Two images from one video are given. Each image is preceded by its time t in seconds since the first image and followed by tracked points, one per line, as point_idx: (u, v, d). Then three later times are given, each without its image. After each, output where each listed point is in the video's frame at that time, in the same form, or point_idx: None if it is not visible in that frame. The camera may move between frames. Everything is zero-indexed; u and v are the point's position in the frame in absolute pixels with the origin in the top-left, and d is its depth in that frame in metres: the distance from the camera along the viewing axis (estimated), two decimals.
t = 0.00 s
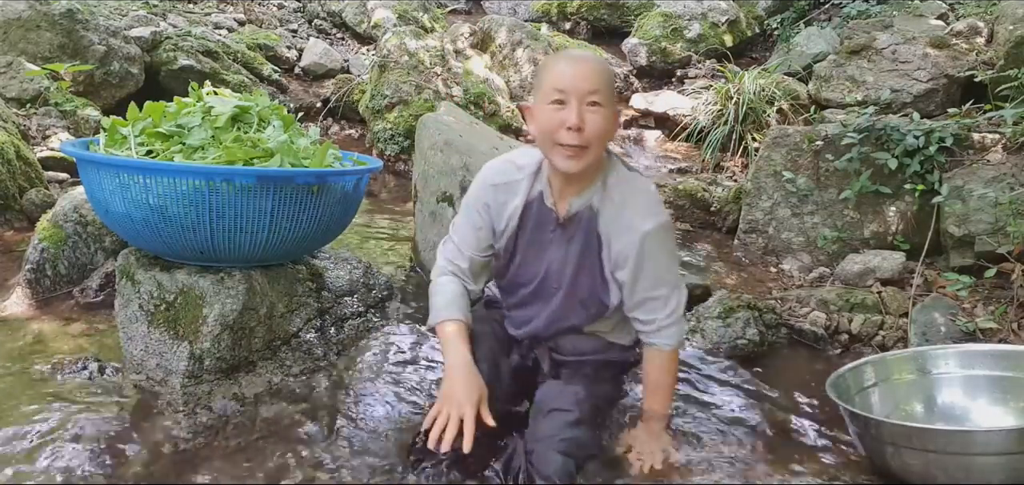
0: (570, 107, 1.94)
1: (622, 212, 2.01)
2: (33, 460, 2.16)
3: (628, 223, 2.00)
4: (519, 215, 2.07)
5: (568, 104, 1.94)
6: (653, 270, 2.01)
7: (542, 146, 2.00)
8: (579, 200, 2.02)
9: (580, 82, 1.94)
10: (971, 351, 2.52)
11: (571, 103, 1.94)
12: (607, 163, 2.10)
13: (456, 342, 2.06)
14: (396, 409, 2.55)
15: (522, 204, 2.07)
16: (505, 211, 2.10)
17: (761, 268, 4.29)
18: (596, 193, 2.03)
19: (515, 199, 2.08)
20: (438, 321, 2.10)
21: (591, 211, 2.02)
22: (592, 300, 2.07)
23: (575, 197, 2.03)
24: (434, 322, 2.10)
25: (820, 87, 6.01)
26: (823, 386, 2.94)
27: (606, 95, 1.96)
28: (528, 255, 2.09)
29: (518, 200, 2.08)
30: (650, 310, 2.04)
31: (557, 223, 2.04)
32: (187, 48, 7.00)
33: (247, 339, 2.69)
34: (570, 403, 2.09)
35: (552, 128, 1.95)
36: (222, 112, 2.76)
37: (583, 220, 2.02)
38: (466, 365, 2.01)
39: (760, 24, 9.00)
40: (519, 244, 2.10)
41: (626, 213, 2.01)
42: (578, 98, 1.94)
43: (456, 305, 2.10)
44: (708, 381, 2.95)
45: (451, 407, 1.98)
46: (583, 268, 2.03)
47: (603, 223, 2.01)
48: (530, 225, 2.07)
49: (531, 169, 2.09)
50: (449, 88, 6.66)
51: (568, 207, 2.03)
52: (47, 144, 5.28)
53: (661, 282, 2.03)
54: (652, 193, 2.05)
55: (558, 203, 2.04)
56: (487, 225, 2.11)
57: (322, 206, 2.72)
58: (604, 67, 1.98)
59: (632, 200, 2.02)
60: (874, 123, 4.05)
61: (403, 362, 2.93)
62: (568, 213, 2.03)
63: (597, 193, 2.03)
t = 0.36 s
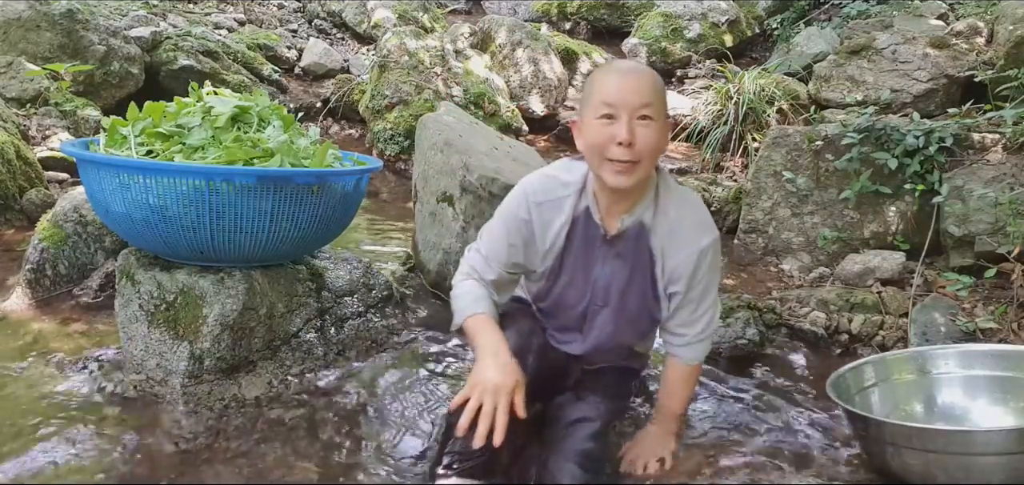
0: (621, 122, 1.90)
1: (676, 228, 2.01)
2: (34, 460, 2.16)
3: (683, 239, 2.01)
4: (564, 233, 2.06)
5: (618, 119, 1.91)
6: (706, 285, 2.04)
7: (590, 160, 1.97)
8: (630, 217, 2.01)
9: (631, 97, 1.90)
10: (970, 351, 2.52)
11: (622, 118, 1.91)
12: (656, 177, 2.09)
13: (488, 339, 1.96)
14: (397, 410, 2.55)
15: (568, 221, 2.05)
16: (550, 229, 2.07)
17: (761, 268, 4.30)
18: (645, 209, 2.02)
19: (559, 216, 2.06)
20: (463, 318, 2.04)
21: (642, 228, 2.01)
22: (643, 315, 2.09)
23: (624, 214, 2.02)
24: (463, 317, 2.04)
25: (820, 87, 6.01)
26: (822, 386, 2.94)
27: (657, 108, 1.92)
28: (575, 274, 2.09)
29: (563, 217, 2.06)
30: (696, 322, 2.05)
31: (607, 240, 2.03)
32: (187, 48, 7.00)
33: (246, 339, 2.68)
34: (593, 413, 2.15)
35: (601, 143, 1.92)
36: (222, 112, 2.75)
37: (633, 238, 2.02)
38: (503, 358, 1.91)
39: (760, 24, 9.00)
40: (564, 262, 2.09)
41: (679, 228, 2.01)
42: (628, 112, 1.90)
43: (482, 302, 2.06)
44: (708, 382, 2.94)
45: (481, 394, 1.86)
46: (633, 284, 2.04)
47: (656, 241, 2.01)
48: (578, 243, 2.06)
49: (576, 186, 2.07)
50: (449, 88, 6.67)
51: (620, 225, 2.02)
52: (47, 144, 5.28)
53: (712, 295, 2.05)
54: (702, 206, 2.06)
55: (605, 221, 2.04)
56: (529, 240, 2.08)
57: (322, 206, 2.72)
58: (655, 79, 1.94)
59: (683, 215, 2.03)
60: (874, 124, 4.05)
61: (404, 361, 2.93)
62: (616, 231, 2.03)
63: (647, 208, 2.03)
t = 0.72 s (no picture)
0: (586, 130, 1.85)
1: (649, 223, 1.97)
2: (33, 461, 2.16)
3: (657, 234, 1.97)
4: (536, 246, 1.99)
5: (582, 127, 1.86)
6: (683, 275, 2.00)
7: (557, 170, 1.91)
8: (601, 222, 1.96)
9: (596, 103, 1.86)
10: (970, 351, 2.52)
11: (587, 126, 1.86)
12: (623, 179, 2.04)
13: (475, 374, 1.95)
14: (397, 409, 2.55)
15: (538, 234, 1.99)
16: (520, 242, 2.00)
17: (761, 268, 4.30)
18: (616, 212, 1.98)
19: (529, 229, 1.99)
20: (455, 357, 1.99)
21: (614, 232, 1.97)
22: (625, 314, 2.03)
23: (595, 220, 1.97)
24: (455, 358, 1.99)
25: (820, 87, 6.01)
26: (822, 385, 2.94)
27: (622, 114, 1.88)
28: (548, 287, 2.02)
29: (533, 230, 1.99)
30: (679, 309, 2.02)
31: (580, 248, 1.97)
32: (187, 48, 6.99)
33: (247, 339, 2.68)
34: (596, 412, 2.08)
35: (567, 152, 1.86)
36: (222, 112, 2.75)
37: (607, 242, 1.97)
38: (492, 393, 1.92)
39: (760, 24, 9.00)
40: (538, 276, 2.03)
41: (652, 224, 1.97)
42: (591, 119, 1.86)
43: (468, 335, 2.00)
44: (707, 381, 2.95)
45: (474, 435, 1.88)
46: (611, 290, 1.99)
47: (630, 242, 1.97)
48: (550, 254, 1.99)
49: (542, 197, 1.99)
50: (449, 88, 6.69)
51: (593, 231, 1.97)
52: (47, 144, 5.28)
53: (690, 284, 2.01)
54: (672, 201, 2.03)
55: (577, 229, 1.98)
56: (501, 256, 2.01)
57: (321, 206, 2.72)
58: (618, 83, 1.89)
59: (655, 212, 1.98)
60: (874, 123, 4.04)
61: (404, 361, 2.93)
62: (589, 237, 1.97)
63: (617, 211, 1.98)
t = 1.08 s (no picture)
0: (507, 154, 1.89)
1: (575, 236, 2.05)
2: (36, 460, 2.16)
3: (583, 245, 2.05)
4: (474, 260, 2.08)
5: (504, 150, 1.89)
6: (611, 287, 2.06)
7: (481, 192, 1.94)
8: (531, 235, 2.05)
9: (518, 125, 1.88)
10: (971, 351, 2.52)
11: (509, 149, 1.89)
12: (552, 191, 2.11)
13: (448, 413, 1.95)
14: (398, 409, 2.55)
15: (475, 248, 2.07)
16: (458, 257, 2.08)
17: (761, 268, 4.30)
18: (545, 224, 2.06)
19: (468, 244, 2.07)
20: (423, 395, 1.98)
21: (546, 242, 2.06)
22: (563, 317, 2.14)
23: (526, 234, 2.05)
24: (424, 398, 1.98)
25: (820, 87, 6.01)
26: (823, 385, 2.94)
27: (543, 135, 1.91)
28: (488, 296, 2.13)
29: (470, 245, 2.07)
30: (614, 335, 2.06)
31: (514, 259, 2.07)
32: (187, 47, 6.99)
33: (246, 339, 2.68)
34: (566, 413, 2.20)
35: (488, 176, 1.90)
36: (222, 112, 2.75)
37: (540, 252, 2.06)
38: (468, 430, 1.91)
39: (761, 24, 8.99)
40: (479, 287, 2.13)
41: (579, 236, 2.05)
42: (514, 143, 1.89)
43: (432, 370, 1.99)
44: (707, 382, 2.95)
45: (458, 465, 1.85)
46: (547, 295, 2.09)
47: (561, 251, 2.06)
48: (486, 265, 2.09)
49: (475, 212, 2.07)
50: (449, 88, 6.70)
51: (523, 243, 2.06)
52: (46, 144, 5.28)
53: (617, 296, 2.07)
54: (599, 208, 2.10)
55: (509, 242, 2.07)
56: (444, 271, 2.09)
57: (321, 206, 2.72)
58: (539, 105, 1.92)
59: (582, 221, 2.07)
60: (874, 123, 4.03)
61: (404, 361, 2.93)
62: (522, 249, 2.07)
63: (547, 223, 2.06)
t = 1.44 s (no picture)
0: (485, 164, 1.87)
1: (558, 242, 2.02)
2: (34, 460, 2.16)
3: (566, 249, 2.01)
4: (465, 274, 2.08)
5: (482, 160, 1.88)
6: (590, 294, 1.99)
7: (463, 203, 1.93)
8: (520, 246, 2.03)
9: (493, 134, 1.87)
10: (970, 351, 2.52)
11: (487, 160, 1.87)
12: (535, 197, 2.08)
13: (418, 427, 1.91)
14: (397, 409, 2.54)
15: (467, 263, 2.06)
16: (450, 272, 2.07)
17: (761, 268, 4.30)
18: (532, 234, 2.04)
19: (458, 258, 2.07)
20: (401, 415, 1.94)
21: (535, 253, 2.04)
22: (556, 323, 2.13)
23: (515, 245, 2.04)
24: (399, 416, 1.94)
25: (820, 87, 6.01)
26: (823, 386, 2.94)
27: (520, 142, 1.89)
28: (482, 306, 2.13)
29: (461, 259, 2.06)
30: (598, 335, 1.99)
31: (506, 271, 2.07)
32: (187, 47, 6.98)
33: (246, 339, 2.67)
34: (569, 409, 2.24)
35: (470, 188, 1.89)
36: (222, 112, 2.75)
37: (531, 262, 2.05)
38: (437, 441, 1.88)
39: (761, 24, 8.99)
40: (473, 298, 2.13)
41: (562, 241, 2.02)
42: (490, 153, 1.87)
43: (415, 387, 1.97)
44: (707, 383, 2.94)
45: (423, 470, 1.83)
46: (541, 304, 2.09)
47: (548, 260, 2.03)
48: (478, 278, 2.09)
49: (463, 225, 2.06)
50: (449, 87, 6.71)
51: (512, 254, 2.05)
52: (46, 144, 5.28)
53: (593, 302, 1.99)
54: (581, 211, 2.06)
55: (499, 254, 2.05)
56: (437, 288, 2.06)
57: (321, 206, 2.72)
58: (513, 112, 1.90)
59: (566, 226, 2.03)
60: (874, 123, 4.02)
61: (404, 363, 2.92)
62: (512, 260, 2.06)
63: (534, 233, 2.04)
